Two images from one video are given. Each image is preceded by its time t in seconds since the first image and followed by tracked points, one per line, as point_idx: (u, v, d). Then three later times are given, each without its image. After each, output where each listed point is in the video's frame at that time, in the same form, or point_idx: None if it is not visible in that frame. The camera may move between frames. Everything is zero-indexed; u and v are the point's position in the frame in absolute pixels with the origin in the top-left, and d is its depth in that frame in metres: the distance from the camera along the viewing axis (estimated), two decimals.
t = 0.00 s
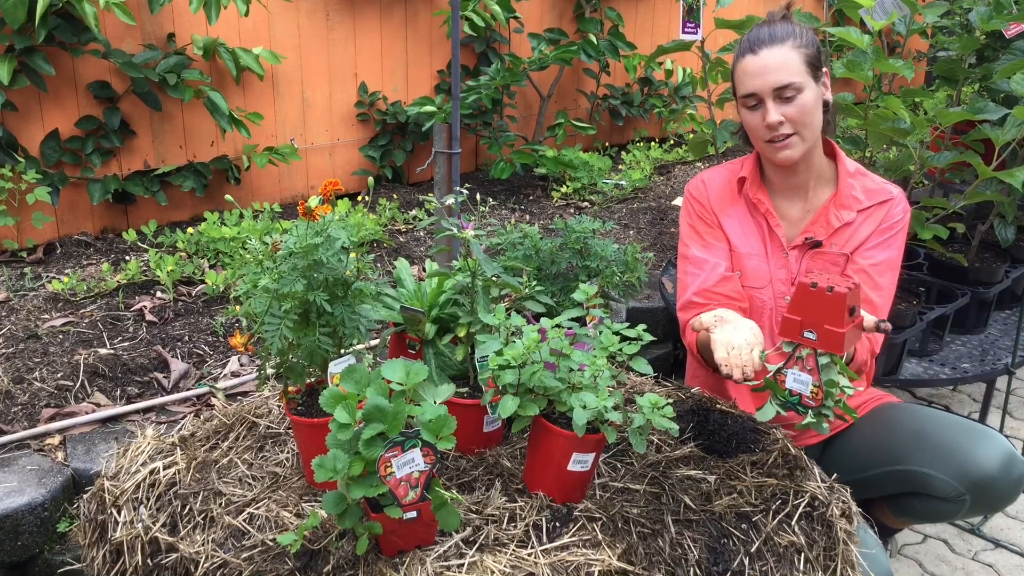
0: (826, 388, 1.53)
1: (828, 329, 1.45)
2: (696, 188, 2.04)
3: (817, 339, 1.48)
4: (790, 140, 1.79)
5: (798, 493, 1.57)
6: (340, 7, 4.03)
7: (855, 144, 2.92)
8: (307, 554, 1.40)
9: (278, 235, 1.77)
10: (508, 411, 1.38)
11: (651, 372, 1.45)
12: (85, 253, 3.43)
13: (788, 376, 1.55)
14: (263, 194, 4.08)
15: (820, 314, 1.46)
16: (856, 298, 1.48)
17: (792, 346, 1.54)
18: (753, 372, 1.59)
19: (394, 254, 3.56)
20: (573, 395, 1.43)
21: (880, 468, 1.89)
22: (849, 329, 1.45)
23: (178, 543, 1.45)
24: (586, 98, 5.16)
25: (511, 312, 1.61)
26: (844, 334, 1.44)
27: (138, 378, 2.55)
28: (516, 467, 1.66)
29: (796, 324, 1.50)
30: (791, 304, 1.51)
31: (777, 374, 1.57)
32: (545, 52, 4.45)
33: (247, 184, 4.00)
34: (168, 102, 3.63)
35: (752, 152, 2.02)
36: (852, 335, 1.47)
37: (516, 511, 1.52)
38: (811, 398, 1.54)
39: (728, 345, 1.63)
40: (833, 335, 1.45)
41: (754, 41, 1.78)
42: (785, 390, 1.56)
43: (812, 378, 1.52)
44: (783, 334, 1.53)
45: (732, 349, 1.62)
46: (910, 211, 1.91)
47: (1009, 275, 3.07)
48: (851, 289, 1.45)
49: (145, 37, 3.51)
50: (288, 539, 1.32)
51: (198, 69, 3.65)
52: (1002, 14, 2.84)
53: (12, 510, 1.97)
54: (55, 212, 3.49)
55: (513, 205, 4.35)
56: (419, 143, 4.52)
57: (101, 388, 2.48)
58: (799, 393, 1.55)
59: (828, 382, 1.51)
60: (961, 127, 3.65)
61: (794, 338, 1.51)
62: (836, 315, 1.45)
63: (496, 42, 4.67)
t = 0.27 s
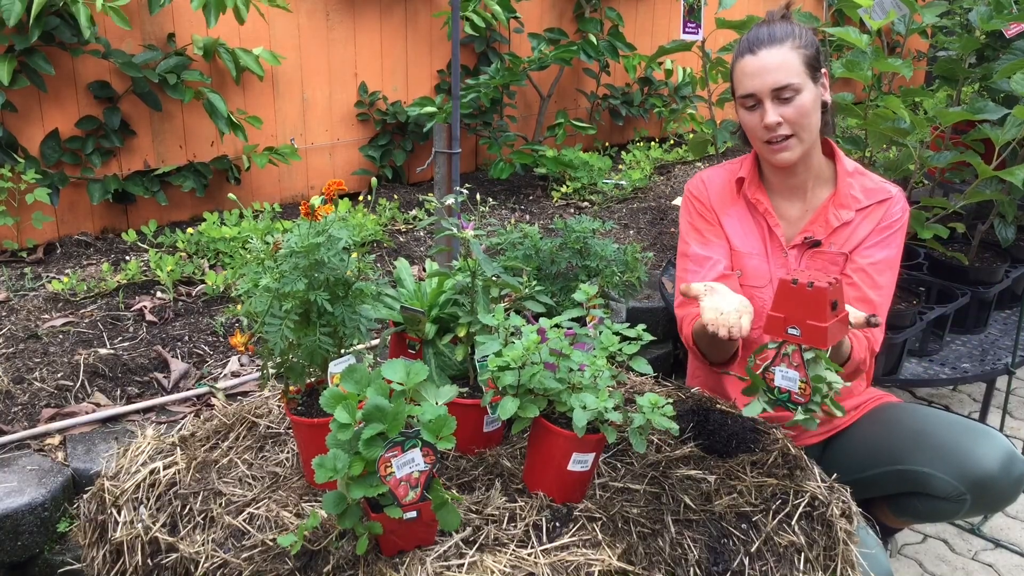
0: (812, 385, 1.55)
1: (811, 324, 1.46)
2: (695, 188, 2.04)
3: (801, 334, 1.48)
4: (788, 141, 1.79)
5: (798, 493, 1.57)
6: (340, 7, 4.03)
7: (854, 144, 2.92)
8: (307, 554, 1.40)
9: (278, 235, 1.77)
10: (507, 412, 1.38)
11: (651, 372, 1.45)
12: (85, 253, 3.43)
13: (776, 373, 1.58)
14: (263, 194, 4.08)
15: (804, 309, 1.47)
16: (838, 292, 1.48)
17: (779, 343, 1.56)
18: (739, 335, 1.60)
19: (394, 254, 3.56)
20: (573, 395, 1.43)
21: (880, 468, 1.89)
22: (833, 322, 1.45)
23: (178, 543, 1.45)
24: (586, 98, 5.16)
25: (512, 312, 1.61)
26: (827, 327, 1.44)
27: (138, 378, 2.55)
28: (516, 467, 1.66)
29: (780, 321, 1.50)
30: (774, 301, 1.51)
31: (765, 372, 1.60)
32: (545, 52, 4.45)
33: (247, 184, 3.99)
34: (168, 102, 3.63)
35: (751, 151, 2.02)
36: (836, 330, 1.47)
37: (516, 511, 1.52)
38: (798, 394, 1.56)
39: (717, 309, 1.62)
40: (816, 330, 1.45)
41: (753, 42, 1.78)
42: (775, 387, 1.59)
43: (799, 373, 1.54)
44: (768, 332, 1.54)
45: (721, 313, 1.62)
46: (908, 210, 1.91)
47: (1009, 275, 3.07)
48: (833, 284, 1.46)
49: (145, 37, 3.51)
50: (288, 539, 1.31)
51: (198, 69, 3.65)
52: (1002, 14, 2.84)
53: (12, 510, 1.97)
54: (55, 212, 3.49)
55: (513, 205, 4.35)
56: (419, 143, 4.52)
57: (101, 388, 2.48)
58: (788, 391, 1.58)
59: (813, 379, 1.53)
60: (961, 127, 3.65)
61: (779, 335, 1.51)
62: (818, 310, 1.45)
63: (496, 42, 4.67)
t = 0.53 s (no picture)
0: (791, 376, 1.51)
1: (798, 317, 1.45)
2: (694, 189, 2.04)
3: (787, 326, 1.48)
4: (786, 142, 1.79)
5: (798, 493, 1.57)
6: (340, 7, 4.03)
7: (854, 145, 2.92)
8: (307, 554, 1.40)
9: (278, 235, 1.77)
10: (508, 412, 1.38)
11: (651, 373, 1.45)
12: (84, 254, 3.43)
13: (759, 362, 1.56)
14: (263, 195, 4.08)
15: (793, 301, 1.46)
16: (830, 288, 1.46)
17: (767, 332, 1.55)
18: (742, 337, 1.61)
19: (394, 255, 3.56)
20: (573, 395, 1.42)
21: (881, 469, 1.89)
22: (820, 318, 1.44)
23: (178, 543, 1.45)
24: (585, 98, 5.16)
25: (512, 312, 1.61)
26: (814, 321, 1.43)
27: (138, 378, 2.56)
28: (516, 467, 1.66)
29: (769, 310, 1.50)
30: (765, 290, 1.50)
31: (750, 360, 1.59)
32: (545, 53, 4.45)
33: (247, 184, 4.00)
34: (168, 102, 3.63)
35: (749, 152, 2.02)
36: (825, 325, 1.45)
37: (516, 512, 1.52)
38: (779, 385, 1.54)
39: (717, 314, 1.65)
40: (803, 323, 1.44)
41: (751, 42, 1.78)
42: (756, 374, 1.58)
43: (780, 363, 1.52)
44: (757, 321, 1.54)
45: (721, 316, 1.64)
46: (906, 209, 1.91)
47: (1008, 275, 3.07)
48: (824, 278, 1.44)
49: (145, 38, 3.51)
50: (288, 539, 1.32)
51: (198, 70, 3.65)
52: (1002, 14, 2.84)
53: (12, 510, 1.98)
54: (55, 212, 3.49)
55: (513, 205, 4.35)
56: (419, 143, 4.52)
57: (101, 388, 2.48)
58: (768, 379, 1.56)
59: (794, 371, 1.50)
60: (961, 127, 3.65)
61: (767, 325, 1.51)
62: (806, 303, 1.44)
63: (496, 42, 4.67)
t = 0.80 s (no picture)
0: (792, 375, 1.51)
1: (795, 307, 1.45)
2: (693, 191, 2.04)
3: (786, 318, 1.48)
4: (785, 143, 1.79)
5: (798, 493, 1.57)
6: (340, 8, 4.03)
7: (854, 145, 2.92)
8: (307, 555, 1.40)
9: (278, 235, 1.77)
10: (508, 412, 1.38)
11: (651, 373, 1.45)
12: (85, 254, 3.43)
13: (758, 357, 1.55)
14: (263, 195, 4.08)
15: (790, 292, 1.46)
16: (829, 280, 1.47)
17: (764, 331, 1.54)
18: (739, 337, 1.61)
19: (394, 255, 3.56)
20: (573, 395, 1.42)
21: (881, 469, 1.89)
22: (818, 309, 1.44)
23: (178, 543, 1.45)
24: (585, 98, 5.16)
25: (512, 313, 1.61)
26: (811, 312, 1.43)
27: (138, 378, 2.56)
28: (516, 467, 1.66)
29: (767, 303, 1.50)
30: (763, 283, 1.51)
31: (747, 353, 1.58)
32: (545, 53, 4.45)
33: (247, 185, 4.00)
34: (168, 102, 3.64)
35: (748, 152, 2.02)
36: (822, 317, 1.46)
37: (516, 512, 1.52)
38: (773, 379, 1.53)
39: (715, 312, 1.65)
40: (801, 314, 1.45)
41: (750, 43, 1.78)
42: (756, 371, 1.56)
43: (780, 357, 1.50)
44: (755, 314, 1.54)
45: (721, 316, 1.64)
46: (904, 209, 1.91)
47: (1008, 275, 3.07)
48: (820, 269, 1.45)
49: (145, 38, 3.51)
50: (288, 539, 1.32)
51: (198, 70, 3.65)
52: (1002, 14, 2.84)
53: (12, 511, 1.98)
54: (55, 212, 3.49)
55: (513, 205, 4.35)
56: (419, 143, 4.52)
57: (101, 388, 2.48)
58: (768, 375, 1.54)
59: (793, 367, 1.50)
60: (961, 127, 3.65)
61: (765, 317, 1.51)
62: (803, 294, 1.45)
63: (496, 42, 4.67)
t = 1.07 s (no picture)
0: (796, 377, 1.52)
1: (797, 308, 1.45)
2: (693, 189, 2.04)
3: (788, 319, 1.47)
4: (786, 142, 1.79)
5: (798, 493, 1.57)
6: (340, 7, 4.03)
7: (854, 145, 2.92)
8: (307, 554, 1.40)
9: (278, 235, 1.77)
10: (508, 412, 1.38)
11: (651, 373, 1.45)
12: (84, 254, 3.43)
13: (763, 358, 1.55)
14: (263, 195, 4.08)
15: (792, 293, 1.46)
16: (828, 279, 1.47)
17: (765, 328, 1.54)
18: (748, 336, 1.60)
19: (394, 255, 3.56)
20: (573, 395, 1.42)
21: (881, 469, 1.89)
22: (819, 308, 1.44)
23: (178, 543, 1.45)
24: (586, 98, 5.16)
25: (512, 313, 1.61)
26: (813, 313, 1.43)
27: (138, 378, 2.56)
28: (516, 467, 1.66)
29: (768, 304, 1.49)
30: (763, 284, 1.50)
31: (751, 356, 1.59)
32: (545, 53, 4.45)
33: (247, 184, 4.00)
34: (168, 102, 3.63)
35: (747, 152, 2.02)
36: (823, 316, 1.46)
37: (516, 512, 1.52)
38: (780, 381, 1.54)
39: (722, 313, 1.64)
40: (803, 314, 1.44)
41: (750, 43, 1.78)
42: (760, 372, 1.57)
43: (784, 357, 1.51)
44: (756, 315, 1.53)
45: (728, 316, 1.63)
46: (903, 208, 1.91)
47: (1008, 275, 3.07)
48: (822, 269, 1.45)
49: (145, 38, 3.51)
50: (288, 539, 1.32)
51: (198, 70, 3.65)
52: (1002, 14, 2.84)
53: (12, 510, 1.97)
54: (55, 212, 3.49)
55: (513, 205, 4.35)
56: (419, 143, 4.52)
57: (101, 388, 2.48)
58: (773, 375, 1.55)
59: (797, 368, 1.51)
60: (961, 127, 3.65)
61: (766, 319, 1.50)
62: (805, 294, 1.44)
63: (496, 42, 4.67)
